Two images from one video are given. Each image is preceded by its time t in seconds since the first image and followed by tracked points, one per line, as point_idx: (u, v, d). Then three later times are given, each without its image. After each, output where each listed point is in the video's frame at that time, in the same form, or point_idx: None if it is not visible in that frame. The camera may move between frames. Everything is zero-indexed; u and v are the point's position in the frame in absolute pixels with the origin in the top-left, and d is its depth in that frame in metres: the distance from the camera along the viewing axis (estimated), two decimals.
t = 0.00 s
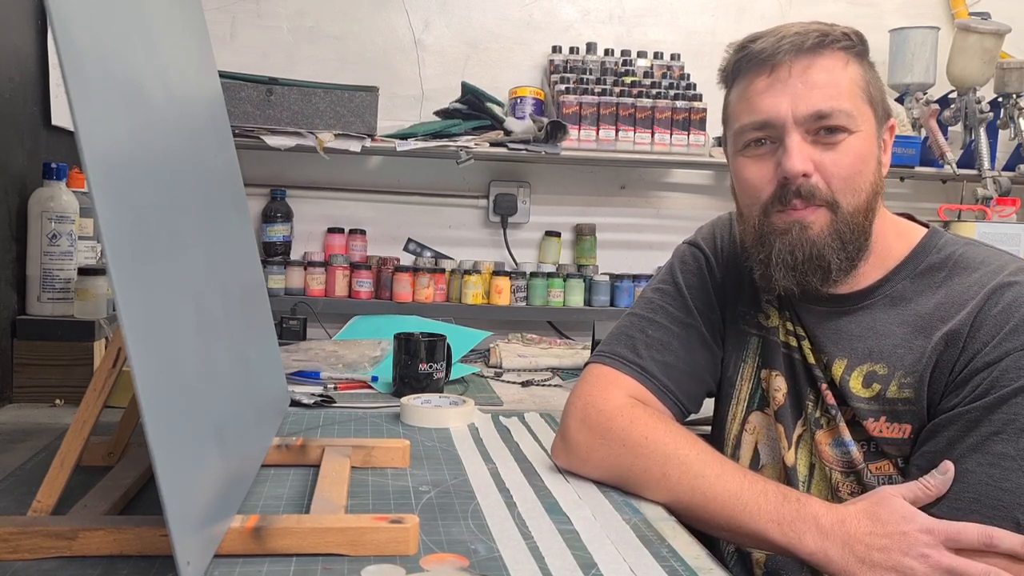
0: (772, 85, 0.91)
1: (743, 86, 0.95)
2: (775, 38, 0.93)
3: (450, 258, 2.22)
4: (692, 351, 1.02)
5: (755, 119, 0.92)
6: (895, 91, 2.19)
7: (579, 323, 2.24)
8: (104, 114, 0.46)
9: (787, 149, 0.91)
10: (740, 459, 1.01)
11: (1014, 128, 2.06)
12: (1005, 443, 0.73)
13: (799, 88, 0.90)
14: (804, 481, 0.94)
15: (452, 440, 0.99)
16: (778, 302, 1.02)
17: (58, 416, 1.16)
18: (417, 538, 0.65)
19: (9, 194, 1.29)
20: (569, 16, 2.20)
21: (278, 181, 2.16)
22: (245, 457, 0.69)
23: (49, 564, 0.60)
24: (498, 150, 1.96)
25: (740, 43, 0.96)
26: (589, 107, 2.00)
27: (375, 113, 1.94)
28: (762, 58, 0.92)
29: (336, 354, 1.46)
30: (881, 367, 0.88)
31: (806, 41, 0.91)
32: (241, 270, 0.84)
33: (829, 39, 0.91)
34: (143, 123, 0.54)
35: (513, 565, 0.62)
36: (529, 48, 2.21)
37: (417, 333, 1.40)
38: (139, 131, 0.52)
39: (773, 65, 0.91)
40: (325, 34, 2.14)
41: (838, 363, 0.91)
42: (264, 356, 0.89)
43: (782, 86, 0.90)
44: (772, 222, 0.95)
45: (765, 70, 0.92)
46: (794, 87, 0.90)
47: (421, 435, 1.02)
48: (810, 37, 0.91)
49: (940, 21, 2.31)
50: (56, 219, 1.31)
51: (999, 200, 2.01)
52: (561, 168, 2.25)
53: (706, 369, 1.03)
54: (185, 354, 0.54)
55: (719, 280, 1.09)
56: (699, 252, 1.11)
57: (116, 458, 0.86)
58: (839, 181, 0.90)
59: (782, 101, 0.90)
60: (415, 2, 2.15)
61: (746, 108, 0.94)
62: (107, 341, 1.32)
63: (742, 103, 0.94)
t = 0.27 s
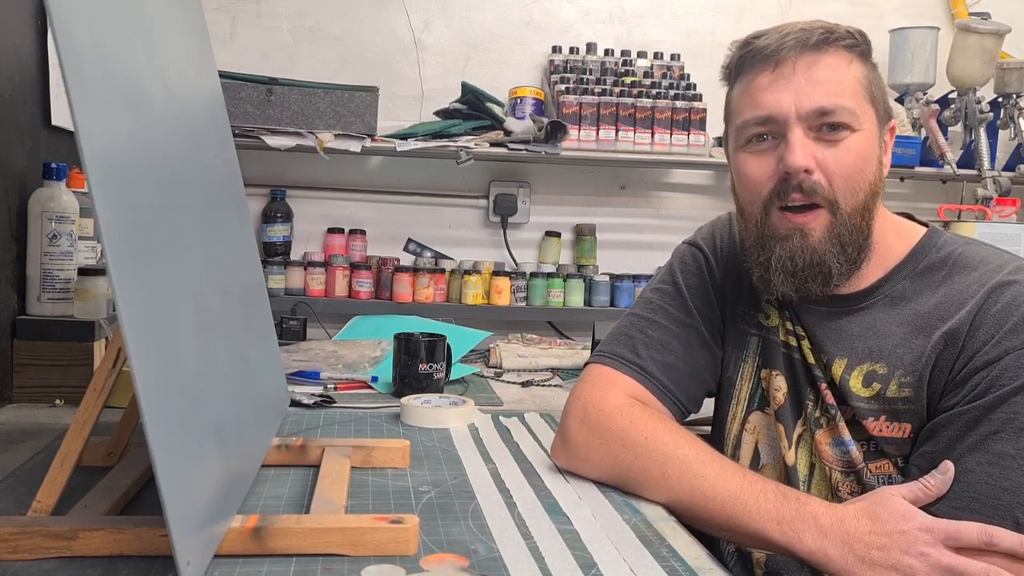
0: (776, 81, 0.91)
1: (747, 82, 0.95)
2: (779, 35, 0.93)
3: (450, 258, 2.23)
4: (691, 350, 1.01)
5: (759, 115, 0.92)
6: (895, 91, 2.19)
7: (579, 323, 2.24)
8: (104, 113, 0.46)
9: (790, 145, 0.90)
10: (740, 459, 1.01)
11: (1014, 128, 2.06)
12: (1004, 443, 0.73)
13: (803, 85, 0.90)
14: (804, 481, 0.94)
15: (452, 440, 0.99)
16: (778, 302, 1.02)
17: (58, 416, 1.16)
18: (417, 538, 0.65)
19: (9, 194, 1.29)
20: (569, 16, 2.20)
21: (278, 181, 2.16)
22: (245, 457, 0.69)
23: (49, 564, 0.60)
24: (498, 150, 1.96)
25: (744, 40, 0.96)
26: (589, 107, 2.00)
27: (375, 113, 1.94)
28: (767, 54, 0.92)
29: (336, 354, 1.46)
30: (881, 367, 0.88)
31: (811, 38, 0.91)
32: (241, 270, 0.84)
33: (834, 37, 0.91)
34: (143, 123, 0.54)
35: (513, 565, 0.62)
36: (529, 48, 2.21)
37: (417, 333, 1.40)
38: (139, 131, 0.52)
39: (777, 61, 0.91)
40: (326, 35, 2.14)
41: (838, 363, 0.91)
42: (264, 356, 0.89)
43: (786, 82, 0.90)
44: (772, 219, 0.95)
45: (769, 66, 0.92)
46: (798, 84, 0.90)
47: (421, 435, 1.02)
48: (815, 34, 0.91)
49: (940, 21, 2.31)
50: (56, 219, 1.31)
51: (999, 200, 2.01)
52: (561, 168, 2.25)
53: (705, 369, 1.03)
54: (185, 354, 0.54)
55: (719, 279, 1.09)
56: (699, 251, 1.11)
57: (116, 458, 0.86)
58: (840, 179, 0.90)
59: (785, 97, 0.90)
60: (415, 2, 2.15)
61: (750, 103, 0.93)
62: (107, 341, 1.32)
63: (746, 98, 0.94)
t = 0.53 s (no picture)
0: (778, 79, 0.91)
1: (749, 80, 0.95)
2: (783, 34, 0.93)
3: (450, 258, 2.23)
4: (691, 350, 1.01)
5: (761, 113, 0.92)
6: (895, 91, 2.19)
7: (579, 323, 2.24)
8: (104, 113, 0.46)
9: (791, 143, 0.90)
10: (740, 459, 1.01)
11: (1014, 128, 2.06)
12: (1005, 442, 0.73)
13: (805, 83, 0.90)
14: (804, 481, 0.94)
15: (452, 440, 0.99)
16: (778, 302, 1.02)
17: (58, 416, 1.16)
18: (417, 538, 0.65)
19: (9, 194, 1.29)
20: (569, 16, 2.20)
21: (278, 181, 2.16)
22: (245, 457, 0.69)
23: (49, 564, 0.60)
24: (498, 150, 1.96)
25: (748, 38, 0.96)
26: (589, 107, 2.00)
27: (375, 113, 1.94)
28: (770, 52, 0.92)
29: (336, 354, 1.46)
30: (881, 367, 0.88)
31: (814, 37, 0.91)
32: (241, 270, 0.84)
33: (837, 36, 0.91)
34: (143, 123, 0.54)
35: (513, 565, 0.62)
36: (529, 48, 2.21)
37: (417, 333, 1.40)
38: (139, 131, 0.52)
39: (780, 60, 0.91)
40: (326, 35, 2.14)
41: (838, 363, 0.91)
42: (264, 356, 0.89)
43: (789, 80, 0.90)
44: (772, 218, 0.95)
45: (772, 64, 0.92)
46: (801, 82, 0.90)
47: (421, 435, 1.02)
48: (818, 34, 0.91)
49: (940, 21, 2.31)
50: (56, 219, 1.31)
51: (999, 200, 2.01)
52: (561, 168, 2.25)
53: (705, 369, 1.03)
54: (185, 355, 0.54)
55: (719, 280, 1.09)
56: (699, 252, 1.11)
57: (116, 458, 0.86)
58: (841, 179, 0.90)
59: (787, 95, 0.90)
60: (415, 2, 2.15)
61: (752, 101, 0.93)
62: (107, 341, 1.32)
63: (748, 96, 0.94)
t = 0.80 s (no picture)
0: (782, 79, 0.91)
1: (752, 80, 0.95)
2: (786, 33, 0.93)
3: (450, 258, 2.23)
4: (691, 350, 1.01)
5: (763, 112, 0.92)
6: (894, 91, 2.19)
7: (579, 323, 2.24)
8: (104, 113, 0.46)
9: (793, 143, 0.91)
10: (740, 459, 1.01)
11: (1014, 128, 2.06)
12: (1005, 442, 0.73)
13: (808, 83, 0.90)
14: (805, 481, 0.94)
15: (452, 440, 0.99)
16: (778, 302, 1.02)
17: (58, 416, 1.16)
18: (417, 538, 0.65)
19: (9, 194, 1.29)
20: (569, 16, 2.20)
21: (278, 181, 2.16)
22: (245, 457, 0.69)
23: (49, 564, 0.60)
24: (498, 150, 1.96)
25: (751, 37, 0.96)
26: (589, 107, 2.00)
27: (375, 113, 1.94)
28: (773, 52, 0.92)
29: (336, 354, 1.47)
30: (882, 367, 0.88)
31: (818, 37, 0.91)
32: (242, 270, 0.84)
33: (841, 36, 0.91)
34: (143, 123, 0.54)
35: (513, 566, 0.62)
36: (529, 48, 2.21)
37: (417, 333, 1.40)
38: (139, 131, 0.52)
39: (784, 59, 0.91)
40: (326, 35, 2.14)
41: (839, 363, 0.91)
42: (264, 357, 0.89)
43: (792, 80, 0.90)
44: (773, 217, 0.95)
45: (775, 64, 0.92)
46: (804, 82, 0.90)
47: (421, 435, 1.02)
48: (822, 33, 0.91)
49: (940, 21, 2.31)
50: (56, 219, 1.31)
51: (999, 199, 2.01)
52: (561, 168, 2.25)
53: (705, 368, 1.03)
54: (186, 355, 0.54)
55: (719, 280, 1.08)
56: (699, 251, 1.11)
57: (116, 458, 0.86)
58: (843, 179, 0.90)
59: (790, 95, 0.90)
60: (415, 2, 2.15)
61: (754, 101, 0.93)
62: (107, 341, 1.32)
63: (750, 95, 0.94)
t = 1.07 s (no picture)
0: (782, 79, 0.91)
1: (752, 80, 0.95)
2: (785, 33, 0.93)
3: (450, 258, 2.23)
4: (692, 350, 1.01)
5: (764, 112, 0.92)
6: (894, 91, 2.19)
7: (579, 323, 2.24)
8: (104, 113, 0.46)
9: (796, 142, 0.91)
10: (740, 460, 1.01)
11: (1014, 128, 2.06)
12: (1005, 442, 0.73)
13: (809, 83, 0.90)
14: (805, 482, 0.94)
15: (452, 440, 0.99)
16: (779, 302, 1.02)
17: (58, 416, 1.16)
18: (417, 538, 0.65)
19: (9, 194, 1.29)
20: (569, 16, 2.20)
21: (278, 181, 2.16)
22: (245, 457, 0.69)
23: (49, 564, 0.60)
24: (498, 150, 1.96)
25: (748, 38, 0.96)
26: (589, 107, 2.00)
27: (375, 113, 1.94)
28: (772, 52, 0.92)
29: (336, 354, 1.47)
30: (882, 368, 0.88)
31: (818, 36, 0.91)
32: (242, 270, 0.84)
33: (841, 35, 0.91)
34: (143, 124, 0.54)
35: (513, 566, 0.62)
36: (529, 48, 2.21)
37: (417, 333, 1.40)
38: (139, 132, 0.52)
39: (784, 59, 0.91)
40: (326, 35, 2.14)
41: (839, 363, 0.91)
42: (264, 357, 0.89)
43: (792, 79, 0.90)
44: (777, 216, 0.95)
45: (775, 64, 0.92)
46: (804, 82, 0.90)
47: (421, 435, 1.02)
48: (822, 32, 0.91)
49: (940, 21, 2.31)
50: (56, 219, 1.31)
51: (999, 200, 2.01)
52: (561, 168, 2.25)
53: (706, 369, 1.03)
54: (186, 355, 0.54)
55: (719, 280, 1.08)
56: (699, 252, 1.11)
57: (116, 459, 0.86)
58: (847, 176, 0.90)
59: (791, 94, 0.90)
60: (415, 2, 2.15)
61: (755, 101, 0.93)
62: (107, 341, 1.32)
63: (750, 96, 0.94)
